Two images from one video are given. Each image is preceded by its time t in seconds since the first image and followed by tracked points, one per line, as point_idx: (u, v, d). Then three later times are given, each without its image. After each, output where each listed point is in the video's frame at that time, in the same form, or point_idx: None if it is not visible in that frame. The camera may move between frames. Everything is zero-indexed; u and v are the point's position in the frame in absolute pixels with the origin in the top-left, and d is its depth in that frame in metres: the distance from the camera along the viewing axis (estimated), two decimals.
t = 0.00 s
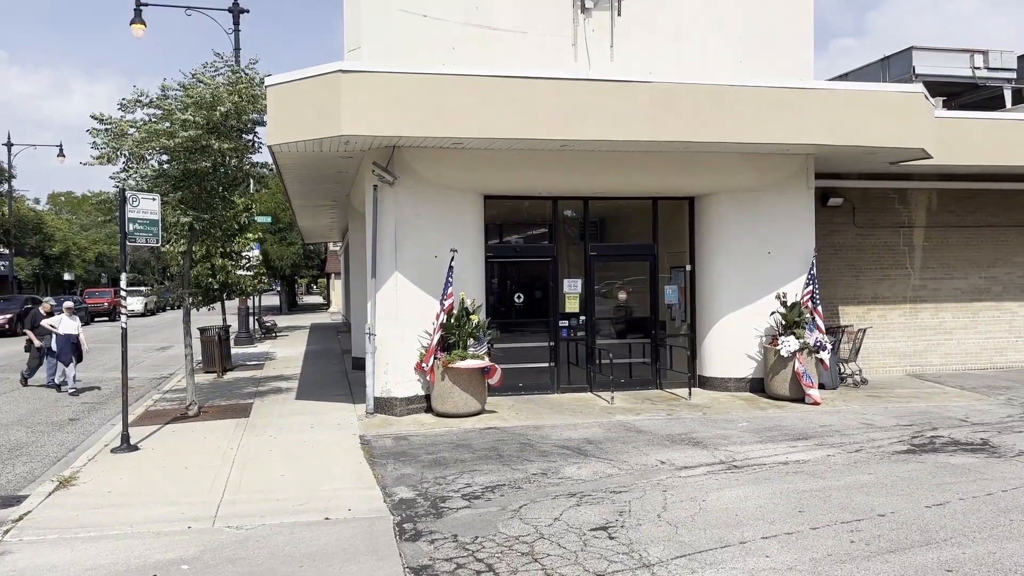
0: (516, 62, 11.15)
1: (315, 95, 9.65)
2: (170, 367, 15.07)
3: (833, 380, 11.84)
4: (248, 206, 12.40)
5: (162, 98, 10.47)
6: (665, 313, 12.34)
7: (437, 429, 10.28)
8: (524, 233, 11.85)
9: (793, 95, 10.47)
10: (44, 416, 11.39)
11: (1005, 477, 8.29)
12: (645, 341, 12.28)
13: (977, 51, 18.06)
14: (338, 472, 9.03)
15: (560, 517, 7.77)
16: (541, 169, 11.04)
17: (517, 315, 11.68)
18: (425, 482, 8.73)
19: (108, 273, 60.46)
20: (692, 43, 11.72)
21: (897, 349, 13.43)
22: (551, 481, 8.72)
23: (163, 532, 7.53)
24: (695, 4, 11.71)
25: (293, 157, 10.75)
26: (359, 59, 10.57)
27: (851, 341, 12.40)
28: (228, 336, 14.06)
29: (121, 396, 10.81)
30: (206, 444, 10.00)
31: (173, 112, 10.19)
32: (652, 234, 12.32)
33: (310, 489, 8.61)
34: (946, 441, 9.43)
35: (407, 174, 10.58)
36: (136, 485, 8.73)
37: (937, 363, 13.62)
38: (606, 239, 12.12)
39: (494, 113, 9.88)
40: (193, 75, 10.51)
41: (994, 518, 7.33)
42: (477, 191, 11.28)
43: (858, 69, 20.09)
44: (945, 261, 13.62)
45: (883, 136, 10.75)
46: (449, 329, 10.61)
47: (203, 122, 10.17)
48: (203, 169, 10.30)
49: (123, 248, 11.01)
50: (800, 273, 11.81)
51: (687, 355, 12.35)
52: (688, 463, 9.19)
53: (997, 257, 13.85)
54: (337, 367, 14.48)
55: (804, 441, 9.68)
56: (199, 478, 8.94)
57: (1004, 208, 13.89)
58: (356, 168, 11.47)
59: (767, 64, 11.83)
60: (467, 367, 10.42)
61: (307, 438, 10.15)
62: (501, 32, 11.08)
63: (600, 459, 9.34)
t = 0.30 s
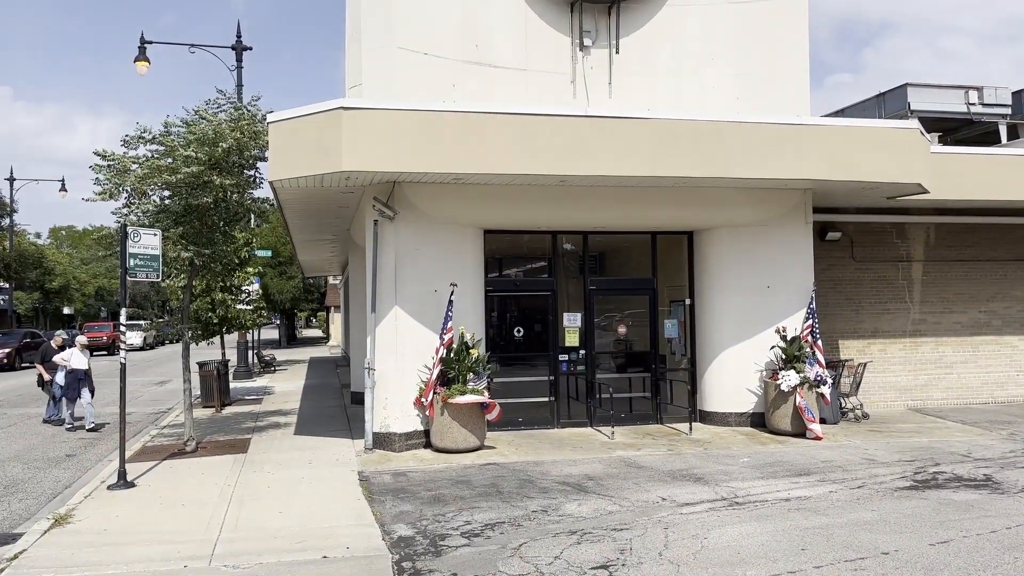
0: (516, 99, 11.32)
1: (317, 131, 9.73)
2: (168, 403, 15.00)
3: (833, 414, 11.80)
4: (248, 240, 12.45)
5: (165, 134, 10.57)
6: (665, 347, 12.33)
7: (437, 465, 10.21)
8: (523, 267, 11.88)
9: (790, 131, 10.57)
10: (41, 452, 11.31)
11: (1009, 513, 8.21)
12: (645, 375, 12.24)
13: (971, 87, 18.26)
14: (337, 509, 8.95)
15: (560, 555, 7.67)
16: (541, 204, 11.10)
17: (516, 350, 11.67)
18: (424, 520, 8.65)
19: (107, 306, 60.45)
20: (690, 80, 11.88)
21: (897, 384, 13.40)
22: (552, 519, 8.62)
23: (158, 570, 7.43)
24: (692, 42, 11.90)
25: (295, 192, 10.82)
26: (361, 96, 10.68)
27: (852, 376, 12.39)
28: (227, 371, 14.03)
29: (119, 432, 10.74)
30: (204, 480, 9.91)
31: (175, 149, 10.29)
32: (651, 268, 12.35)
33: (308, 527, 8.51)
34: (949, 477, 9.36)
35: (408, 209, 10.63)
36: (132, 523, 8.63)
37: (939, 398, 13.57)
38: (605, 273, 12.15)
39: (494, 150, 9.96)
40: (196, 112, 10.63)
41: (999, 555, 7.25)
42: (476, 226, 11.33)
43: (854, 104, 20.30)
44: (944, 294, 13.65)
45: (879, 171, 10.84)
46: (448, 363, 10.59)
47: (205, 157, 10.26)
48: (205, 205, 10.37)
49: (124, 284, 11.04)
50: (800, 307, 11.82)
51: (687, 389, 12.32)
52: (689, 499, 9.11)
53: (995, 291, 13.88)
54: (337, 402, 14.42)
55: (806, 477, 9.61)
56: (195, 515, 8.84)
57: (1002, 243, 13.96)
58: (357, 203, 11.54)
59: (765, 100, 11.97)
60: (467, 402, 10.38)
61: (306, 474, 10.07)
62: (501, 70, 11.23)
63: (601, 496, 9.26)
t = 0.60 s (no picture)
0: (516, 134, 11.43)
1: (319, 167, 9.80)
2: (166, 438, 14.92)
3: (836, 450, 11.73)
4: (248, 274, 12.48)
5: (167, 170, 10.65)
6: (666, 381, 12.29)
7: (436, 501, 10.11)
8: (524, 300, 11.89)
9: (788, 166, 10.65)
10: (38, 488, 11.22)
11: (1015, 550, 8.11)
12: (646, 410, 12.19)
13: (967, 122, 18.42)
14: (334, 546, 8.84)
15: None
16: (541, 238, 11.13)
17: (517, 384, 11.62)
18: (423, 558, 8.48)
19: (106, 338, 60.36)
20: (688, 116, 12.01)
21: (900, 418, 13.33)
22: (552, 556, 8.48)
23: None
24: (690, 79, 12.05)
25: (296, 227, 10.86)
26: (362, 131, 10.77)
27: (853, 410, 12.36)
28: (225, 405, 13.97)
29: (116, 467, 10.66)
30: (202, 516, 9.81)
31: (178, 184, 10.36)
32: (651, 302, 12.37)
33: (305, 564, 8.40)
34: (953, 514, 9.27)
35: (408, 243, 10.66)
36: (127, 560, 8.51)
37: (942, 432, 13.49)
38: (605, 306, 12.16)
39: (494, 185, 10.02)
40: (198, 147, 10.72)
41: None
42: (476, 260, 11.35)
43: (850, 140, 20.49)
44: (945, 328, 13.64)
45: (877, 205, 10.90)
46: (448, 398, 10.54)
47: (207, 193, 10.33)
48: (206, 239, 10.41)
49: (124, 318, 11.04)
50: (800, 340, 11.81)
51: (688, 424, 12.26)
52: (691, 536, 9.01)
53: (996, 324, 13.88)
54: (336, 437, 14.33)
55: (809, 513, 9.52)
56: (191, 552, 8.73)
57: (1001, 276, 13.99)
58: (358, 237, 11.58)
59: (763, 135, 12.07)
60: (467, 438, 10.30)
61: (304, 511, 9.97)
62: (502, 105, 11.35)
63: (601, 533, 9.15)
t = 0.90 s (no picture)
0: (517, 168, 11.50)
1: (321, 200, 9.85)
2: (163, 472, 14.81)
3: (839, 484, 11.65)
4: (249, 307, 12.48)
5: (170, 203, 10.70)
6: (667, 414, 12.22)
7: (436, 536, 9.99)
8: (524, 333, 11.87)
9: (786, 199, 10.70)
10: (33, 523, 11.10)
11: None
12: (647, 443, 12.10)
13: (964, 155, 18.52)
14: None
15: None
16: (541, 271, 11.14)
17: (517, 417, 11.56)
18: None
19: (104, 369, 60.20)
20: (687, 149, 12.11)
21: (902, 452, 13.24)
22: None
23: None
24: (688, 113, 12.18)
25: (296, 260, 10.88)
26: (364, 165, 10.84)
27: (856, 444, 12.33)
28: (224, 438, 13.89)
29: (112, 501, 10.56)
30: (198, 552, 9.68)
31: (179, 217, 10.42)
32: (652, 334, 12.36)
33: None
34: (958, 549, 9.16)
35: (409, 275, 10.67)
36: None
37: (945, 466, 13.39)
38: (606, 339, 12.15)
39: (494, 218, 10.06)
40: (200, 181, 10.79)
41: None
42: (477, 293, 11.36)
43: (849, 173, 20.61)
44: (946, 361, 13.60)
45: (876, 238, 10.93)
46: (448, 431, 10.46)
47: (208, 226, 10.38)
48: (206, 272, 10.44)
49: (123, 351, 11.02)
50: (801, 373, 11.76)
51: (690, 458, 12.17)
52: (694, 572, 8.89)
53: (997, 357, 13.84)
54: (336, 470, 14.23)
55: (813, 548, 9.39)
56: None
57: (1001, 309, 13.99)
58: (358, 269, 11.60)
59: (762, 169, 12.13)
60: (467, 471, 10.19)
61: (302, 546, 9.85)
62: (502, 139, 11.44)
63: (603, 568, 9.02)
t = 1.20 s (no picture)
0: (518, 201, 11.55)
1: (322, 232, 9.88)
2: (161, 505, 14.68)
3: (843, 518, 11.57)
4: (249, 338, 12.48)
5: (172, 236, 10.75)
6: (669, 447, 12.14)
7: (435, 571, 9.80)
8: (524, 365, 11.84)
9: (786, 231, 10.74)
10: (28, 558, 10.98)
11: None
12: (649, 476, 12.00)
13: (963, 188, 18.59)
14: None
15: None
16: (542, 303, 11.12)
17: (517, 450, 11.48)
18: None
19: (104, 399, 59.98)
20: (687, 182, 12.18)
21: (906, 486, 13.13)
22: None
23: None
24: (688, 147, 12.27)
25: (297, 292, 10.89)
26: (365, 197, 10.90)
27: (860, 478, 12.30)
28: (222, 470, 13.79)
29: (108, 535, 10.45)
30: None
31: (181, 249, 10.48)
32: (653, 367, 12.33)
33: None
34: None
35: (409, 307, 10.66)
36: None
37: (950, 500, 13.27)
38: (607, 371, 12.11)
39: (495, 251, 10.08)
40: (203, 213, 10.86)
41: None
42: (478, 325, 11.35)
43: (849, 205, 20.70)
44: (949, 393, 13.55)
45: (876, 270, 10.95)
46: (448, 464, 10.39)
47: (210, 258, 10.44)
48: (207, 304, 10.46)
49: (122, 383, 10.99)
50: (804, 406, 11.70)
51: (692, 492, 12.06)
52: None
53: (1000, 390, 13.79)
54: (335, 503, 14.10)
55: None
56: None
57: (1003, 342, 13.96)
58: (359, 301, 11.60)
59: (762, 201, 12.18)
60: (467, 505, 10.09)
61: None
62: (502, 172, 11.51)
63: None
